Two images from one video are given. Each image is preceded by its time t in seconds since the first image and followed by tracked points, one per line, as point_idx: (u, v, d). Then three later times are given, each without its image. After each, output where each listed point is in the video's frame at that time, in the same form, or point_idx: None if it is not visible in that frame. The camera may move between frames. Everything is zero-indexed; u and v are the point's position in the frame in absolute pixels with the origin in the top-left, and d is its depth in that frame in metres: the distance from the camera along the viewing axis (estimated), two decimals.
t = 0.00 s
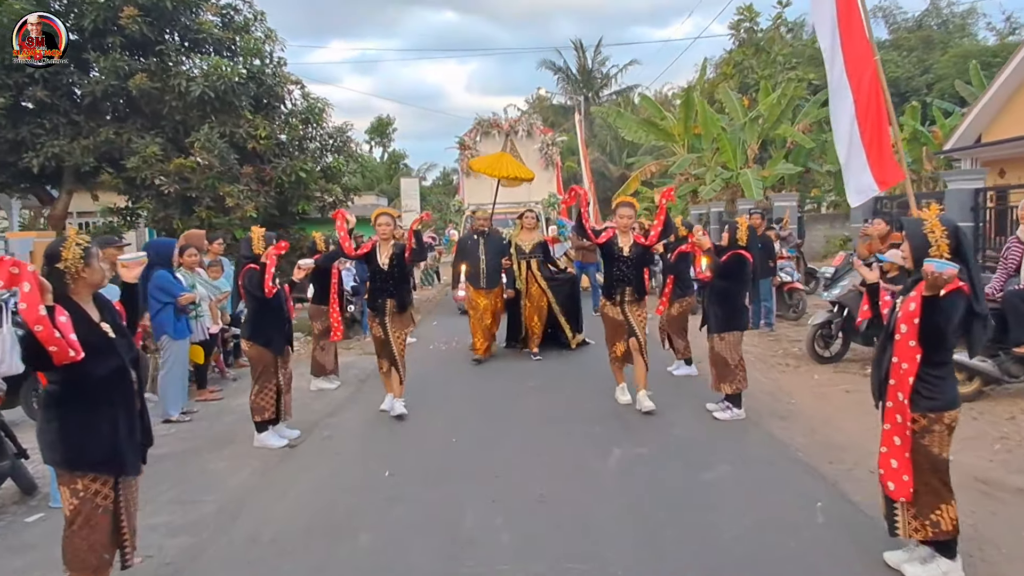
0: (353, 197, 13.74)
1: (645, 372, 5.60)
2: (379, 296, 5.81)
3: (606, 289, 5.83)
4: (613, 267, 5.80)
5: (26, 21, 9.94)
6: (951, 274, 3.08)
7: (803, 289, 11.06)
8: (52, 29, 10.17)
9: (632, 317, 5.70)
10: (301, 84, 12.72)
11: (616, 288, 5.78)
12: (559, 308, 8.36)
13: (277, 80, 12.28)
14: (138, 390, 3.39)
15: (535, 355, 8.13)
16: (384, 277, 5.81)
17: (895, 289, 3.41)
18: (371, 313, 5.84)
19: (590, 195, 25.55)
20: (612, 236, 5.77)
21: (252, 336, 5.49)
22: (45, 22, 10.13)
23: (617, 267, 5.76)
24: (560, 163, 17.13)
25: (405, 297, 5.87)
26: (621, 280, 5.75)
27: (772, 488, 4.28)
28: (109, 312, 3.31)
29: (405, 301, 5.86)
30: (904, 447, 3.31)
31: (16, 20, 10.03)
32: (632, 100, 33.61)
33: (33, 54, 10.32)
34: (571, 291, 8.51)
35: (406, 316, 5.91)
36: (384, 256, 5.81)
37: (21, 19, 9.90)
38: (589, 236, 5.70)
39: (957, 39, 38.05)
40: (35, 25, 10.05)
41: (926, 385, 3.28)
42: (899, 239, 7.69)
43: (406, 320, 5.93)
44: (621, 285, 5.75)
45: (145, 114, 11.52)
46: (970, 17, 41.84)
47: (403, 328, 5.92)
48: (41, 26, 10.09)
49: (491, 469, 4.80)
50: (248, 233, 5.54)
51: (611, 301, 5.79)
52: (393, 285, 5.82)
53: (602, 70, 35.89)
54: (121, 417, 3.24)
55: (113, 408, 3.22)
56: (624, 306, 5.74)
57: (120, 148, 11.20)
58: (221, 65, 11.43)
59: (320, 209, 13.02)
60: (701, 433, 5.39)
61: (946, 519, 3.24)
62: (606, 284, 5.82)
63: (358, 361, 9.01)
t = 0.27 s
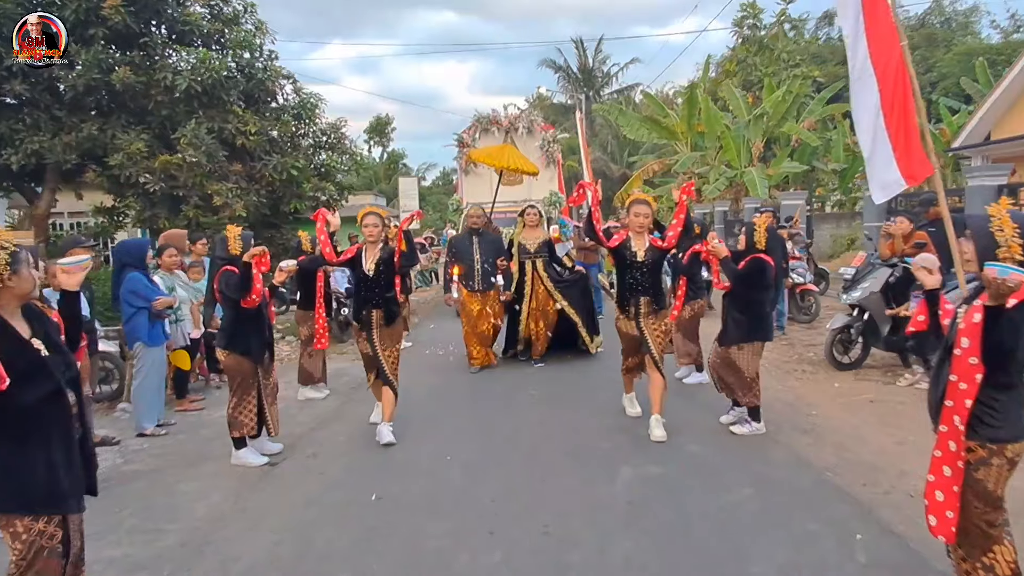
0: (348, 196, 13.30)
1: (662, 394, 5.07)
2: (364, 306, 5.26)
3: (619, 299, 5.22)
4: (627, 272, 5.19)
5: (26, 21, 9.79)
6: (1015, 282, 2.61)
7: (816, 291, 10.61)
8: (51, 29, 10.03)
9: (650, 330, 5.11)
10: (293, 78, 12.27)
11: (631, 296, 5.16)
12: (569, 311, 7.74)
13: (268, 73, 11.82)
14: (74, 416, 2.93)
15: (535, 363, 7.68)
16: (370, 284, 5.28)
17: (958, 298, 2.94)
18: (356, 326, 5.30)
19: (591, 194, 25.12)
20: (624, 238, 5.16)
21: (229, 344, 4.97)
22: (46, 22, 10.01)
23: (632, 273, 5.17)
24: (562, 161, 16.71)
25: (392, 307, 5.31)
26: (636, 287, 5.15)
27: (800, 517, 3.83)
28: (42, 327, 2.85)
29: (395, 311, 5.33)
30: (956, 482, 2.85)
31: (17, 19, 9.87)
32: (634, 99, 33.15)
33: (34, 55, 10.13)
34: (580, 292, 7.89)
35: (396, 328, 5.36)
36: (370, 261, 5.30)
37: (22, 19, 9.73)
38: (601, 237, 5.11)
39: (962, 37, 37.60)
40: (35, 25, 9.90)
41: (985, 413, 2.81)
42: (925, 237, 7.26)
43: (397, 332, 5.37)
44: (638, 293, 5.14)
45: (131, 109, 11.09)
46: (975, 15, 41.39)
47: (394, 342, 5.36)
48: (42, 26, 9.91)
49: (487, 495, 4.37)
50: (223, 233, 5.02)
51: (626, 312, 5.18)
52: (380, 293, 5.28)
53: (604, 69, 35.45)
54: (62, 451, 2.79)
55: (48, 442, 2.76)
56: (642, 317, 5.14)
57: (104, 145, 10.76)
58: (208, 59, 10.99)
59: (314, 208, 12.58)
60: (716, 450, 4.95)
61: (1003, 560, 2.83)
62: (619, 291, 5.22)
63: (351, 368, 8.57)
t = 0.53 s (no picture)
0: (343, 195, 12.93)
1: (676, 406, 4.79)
2: (353, 312, 4.88)
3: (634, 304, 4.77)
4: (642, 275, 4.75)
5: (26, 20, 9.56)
6: None
7: (828, 293, 10.25)
8: (51, 29, 9.78)
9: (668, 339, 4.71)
10: (286, 73, 11.87)
11: (647, 302, 4.73)
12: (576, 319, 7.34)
13: (260, 68, 11.43)
14: (6, 448, 2.83)
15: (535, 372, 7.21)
16: (360, 289, 4.88)
17: None
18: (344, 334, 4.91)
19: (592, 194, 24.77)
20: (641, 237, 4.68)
21: (213, 354, 4.57)
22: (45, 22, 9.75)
23: (648, 276, 4.74)
24: (563, 160, 16.36)
25: (383, 312, 4.93)
26: (652, 292, 4.72)
27: (835, 551, 3.48)
28: None
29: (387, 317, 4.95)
30: None
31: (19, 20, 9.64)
32: (635, 98, 32.78)
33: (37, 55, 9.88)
34: (588, 299, 7.48)
35: (387, 336, 4.98)
36: (358, 262, 4.90)
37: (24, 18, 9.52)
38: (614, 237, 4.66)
39: (965, 35, 37.26)
40: (35, 25, 9.65)
41: None
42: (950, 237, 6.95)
43: (389, 341, 5.00)
44: (654, 299, 4.72)
45: (117, 105, 10.71)
46: (977, 13, 41.06)
47: (387, 352, 5.00)
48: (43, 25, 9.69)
49: (490, 523, 4.02)
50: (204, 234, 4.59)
51: (642, 320, 4.75)
52: (369, 298, 4.89)
53: (604, 67, 35.07)
54: None
55: None
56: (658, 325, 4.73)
57: (89, 142, 10.37)
58: (198, 53, 10.61)
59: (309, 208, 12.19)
60: (737, 471, 4.60)
61: None
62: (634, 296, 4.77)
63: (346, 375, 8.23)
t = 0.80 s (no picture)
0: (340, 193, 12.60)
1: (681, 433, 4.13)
2: (333, 326, 4.24)
3: (650, 316, 4.18)
4: (659, 283, 4.19)
5: (26, 21, 9.28)
6: None
7: (839, 294, 9.93)
8: (52, 29, 9.49)
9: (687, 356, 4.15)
10: (280, 68, 11.54)
11: (666, 313, 4.14)
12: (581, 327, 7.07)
13: (253, 62, 11.12)
14: None
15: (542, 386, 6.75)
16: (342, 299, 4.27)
17: None
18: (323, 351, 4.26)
19: (594, 193, 24.44)
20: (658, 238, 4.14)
21: (195, 361, 4.21)
22: (46, 22, 9.46)
23: (667, 283, 4.17)
24: (565, 158, 16.04)
25: (368, 327, 4.33)
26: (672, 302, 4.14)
27: None
28: None
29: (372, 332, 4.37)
30: None
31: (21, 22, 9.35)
32: (636, 97, 32.41)
33: (34, 55, 9.53)
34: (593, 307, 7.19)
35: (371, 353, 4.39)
36: (340, 269, 4.28)
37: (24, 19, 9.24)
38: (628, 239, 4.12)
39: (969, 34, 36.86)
40: (36, 25, 9.35)
41: None
42: (975, 235, 6.66)
43: (372, 359, 4.41)
44: (675, 310, 4.13)
45: (106, 101, 10.37)
46: (979, 12, 40.74)
47: (369, 370, 4.41)
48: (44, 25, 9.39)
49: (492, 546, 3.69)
50: (182, 233, 4.28)
51: (658, 333, 4.14)
52: (354, 310, 4.28)
53: (605, 66, 34.71)
54: None
55: None
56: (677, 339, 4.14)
57: (77, 139, 10.04)
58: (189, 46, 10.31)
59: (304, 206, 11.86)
60: (757, 488, 4.27)
61: None
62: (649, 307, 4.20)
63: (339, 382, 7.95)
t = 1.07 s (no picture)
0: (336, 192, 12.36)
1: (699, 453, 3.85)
2: (301, 335, 3.85)
3: (653, 322, 3.89)
4: (666, 285, 3.87)
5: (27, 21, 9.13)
6: None
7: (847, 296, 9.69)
8: (52, 29, 9.34)
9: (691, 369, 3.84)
10: (275, 63, 11.28)
11: (671, 319, 3.83)
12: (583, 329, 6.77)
13: (247, 58, 10.88)
14: None
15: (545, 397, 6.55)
16: (311, 305, 3.87)
17: None
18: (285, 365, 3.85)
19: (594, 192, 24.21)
20: (664, 235, 3.82)
21: (174, 368, 3.96)
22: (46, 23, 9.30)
23: (674, 286, 3.85)
24: (565, 157, 15.80)
25: (341, 338, 3.92)
26: (677, 306, 3.84)
27: None
28: None
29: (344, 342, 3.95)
30: None
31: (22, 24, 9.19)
32: (637, 95, 32.17)
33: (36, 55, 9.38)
34: (596, 309, 6.93)
35: (343, 365, 3.97)
36: (308, 270, 3.87)
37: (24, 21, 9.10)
38: (630, 236, 3.83)
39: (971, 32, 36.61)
40: (36, 25, 9.20)
41: None
42: (991, 237, 6.42)
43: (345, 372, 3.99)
44: (682, 317, 3.83)
45: (96, 97, 10.12)
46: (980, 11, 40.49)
47: (343, 385, 3.97)
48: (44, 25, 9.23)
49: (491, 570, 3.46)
50: (160, 230, 4.02)
51: (661, 343, 3.85)
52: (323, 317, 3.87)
53: (605, 65, 34.43)
54: None
55: None
56: (682, 349, 3.83)
57: (65, 137, 9.78)
58: (181, 41, 10.07)
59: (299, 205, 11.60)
60: (771, 503, 4.03)
61: None
62: (654, 312, 3.90)
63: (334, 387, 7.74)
